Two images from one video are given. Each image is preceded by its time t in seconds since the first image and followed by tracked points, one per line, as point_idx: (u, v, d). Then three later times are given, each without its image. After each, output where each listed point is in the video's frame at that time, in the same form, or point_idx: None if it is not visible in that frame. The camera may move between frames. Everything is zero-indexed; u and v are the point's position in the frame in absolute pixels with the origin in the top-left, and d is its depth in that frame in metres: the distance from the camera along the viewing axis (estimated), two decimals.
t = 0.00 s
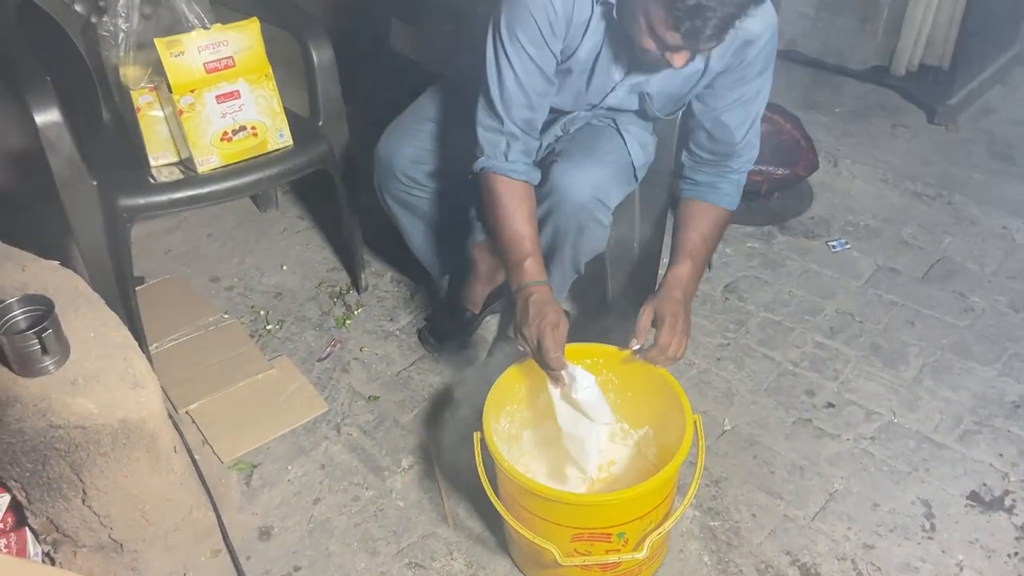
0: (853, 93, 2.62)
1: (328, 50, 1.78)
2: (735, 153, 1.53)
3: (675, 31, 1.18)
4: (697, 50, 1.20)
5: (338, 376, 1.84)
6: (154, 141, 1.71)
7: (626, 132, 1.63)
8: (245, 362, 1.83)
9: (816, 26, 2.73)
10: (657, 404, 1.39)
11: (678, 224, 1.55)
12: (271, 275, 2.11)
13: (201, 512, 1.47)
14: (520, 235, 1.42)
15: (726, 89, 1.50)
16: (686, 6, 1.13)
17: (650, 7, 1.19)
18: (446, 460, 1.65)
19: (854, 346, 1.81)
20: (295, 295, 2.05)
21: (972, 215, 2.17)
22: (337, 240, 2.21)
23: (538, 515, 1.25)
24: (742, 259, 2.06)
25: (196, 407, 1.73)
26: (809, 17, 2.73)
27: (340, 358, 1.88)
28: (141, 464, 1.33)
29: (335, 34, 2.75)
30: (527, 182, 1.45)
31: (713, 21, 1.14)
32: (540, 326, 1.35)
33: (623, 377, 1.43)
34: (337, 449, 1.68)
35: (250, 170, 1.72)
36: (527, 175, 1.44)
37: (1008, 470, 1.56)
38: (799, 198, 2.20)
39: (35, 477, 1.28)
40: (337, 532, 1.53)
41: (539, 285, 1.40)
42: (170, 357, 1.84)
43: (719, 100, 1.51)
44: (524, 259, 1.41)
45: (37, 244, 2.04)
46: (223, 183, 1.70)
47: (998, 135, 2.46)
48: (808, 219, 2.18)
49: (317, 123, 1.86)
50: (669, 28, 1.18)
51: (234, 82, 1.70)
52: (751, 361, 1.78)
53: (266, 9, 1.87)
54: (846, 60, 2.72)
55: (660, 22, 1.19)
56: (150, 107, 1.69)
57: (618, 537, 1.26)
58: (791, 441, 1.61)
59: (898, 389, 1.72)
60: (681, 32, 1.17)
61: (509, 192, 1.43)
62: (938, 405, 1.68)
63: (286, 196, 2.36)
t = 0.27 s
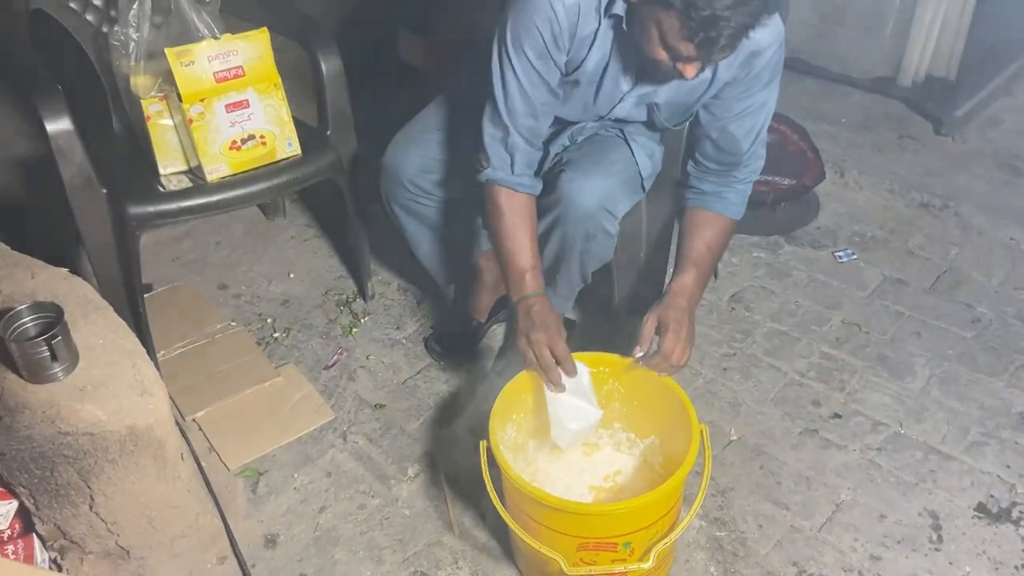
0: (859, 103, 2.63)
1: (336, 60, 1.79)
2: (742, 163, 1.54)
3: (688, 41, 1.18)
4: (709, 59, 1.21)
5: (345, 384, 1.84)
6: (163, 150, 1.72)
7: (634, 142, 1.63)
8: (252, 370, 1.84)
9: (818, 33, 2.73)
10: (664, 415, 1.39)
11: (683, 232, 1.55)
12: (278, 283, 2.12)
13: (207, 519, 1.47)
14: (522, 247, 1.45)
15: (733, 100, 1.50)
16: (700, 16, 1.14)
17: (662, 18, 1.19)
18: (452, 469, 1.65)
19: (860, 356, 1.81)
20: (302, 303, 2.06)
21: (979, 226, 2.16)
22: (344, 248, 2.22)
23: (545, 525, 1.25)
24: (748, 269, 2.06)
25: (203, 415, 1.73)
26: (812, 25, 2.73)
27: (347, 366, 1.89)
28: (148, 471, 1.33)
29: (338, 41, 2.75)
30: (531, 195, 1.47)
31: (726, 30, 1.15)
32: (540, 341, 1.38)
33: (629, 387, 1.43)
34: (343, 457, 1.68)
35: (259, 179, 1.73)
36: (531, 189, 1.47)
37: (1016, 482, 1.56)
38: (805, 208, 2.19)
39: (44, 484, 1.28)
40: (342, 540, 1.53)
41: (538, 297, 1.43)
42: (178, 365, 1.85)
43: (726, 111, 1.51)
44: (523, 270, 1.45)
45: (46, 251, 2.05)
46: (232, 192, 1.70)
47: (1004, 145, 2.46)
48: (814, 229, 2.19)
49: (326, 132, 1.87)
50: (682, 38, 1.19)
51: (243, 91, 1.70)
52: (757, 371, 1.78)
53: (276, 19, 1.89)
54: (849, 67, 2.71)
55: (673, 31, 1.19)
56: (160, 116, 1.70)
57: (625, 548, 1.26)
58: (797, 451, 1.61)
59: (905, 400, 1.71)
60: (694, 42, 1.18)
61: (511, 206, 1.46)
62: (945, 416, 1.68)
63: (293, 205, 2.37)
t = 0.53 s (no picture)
0: (863, 114, 2.63)
1: (343, 69, 1.81)
2: (743, 172, 1.55)
3: (688, 46, 1.18)
4: (709, 65, 1.21)
5: (350, 392, 1.84)
6: (171, 158, 1.73)
7: (637, 151, 1.64)
8: (257, 377, 1.84)
9: (822, 43, 2.74)
10: (668, 423, 1.40)
11: (687, 241, 1.55)
12: (284, 290, 2.13)
13: (212, 525, 1.47)
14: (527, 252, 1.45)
15: (735, 109, 1.52)
16: (699, 21, 1.14)
17: (663, 24, 1.20)
18: (456, 476, 1.65)
19: (865, 366, 1.81)
20: (308, 310, 2.06)
21: (984, 236, 2.16)
22: (350, 256, 2.23)
23: (548, 533, 1.25)
24: (753, 278, 2.06)
25: (209, 422, 1.74)
26: (815, 36, 2.74)
27: (352, 373, 1.89)
28: (154, 477, 1.34)
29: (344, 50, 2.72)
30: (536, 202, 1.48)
31: (727, 36, 1.15)
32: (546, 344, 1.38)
33: (634, 396, 1.43)
34: (348, 464, 1.69)
35: (267, 187, 1.74)
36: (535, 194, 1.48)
37: (1021, 493, 1.55)
38: (810, 219, 2.17)
39: (50, 490, 1.29)
40: (347, 547, 1.54)
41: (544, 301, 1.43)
42: (183, 372, 1.85)
43: (728, 120, 1.53)
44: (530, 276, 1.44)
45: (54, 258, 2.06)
46: (240, 199, 1.71)
47: (1009, 156, 2.46)
48: (819, 239, 2.19)
49: (332, 140, 1.88)
50: (681, 43, 1.19)
51: (251, 100, 1.72)
52: (762, 381, 1.78)
53: (283, 29, 1.90)
54: (852, 75, 2.72)
55: (672, 37, 1.20)
56: (168, 124, 1.72)
57: (629, 556, 1.26)
58: (802, 461, 1.61)
59: (910, 411, 1.71)
60: (693, 48, 1.18)
61: (516, 211, 1.47)
62: (950, 426, 1.68)
63: (300, 213, 2.38)
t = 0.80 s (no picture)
0: (867, 124, 2.64)
1: (349, 78, 1.82)
2: (746, 178, 1.55)
3: (686, 50, 1.19)
4: (708, 70, 1.21)
5: (354, 399, 1.85)
6: (179, 166, 1.74)
7: (640, 159, 1.65)
8: (263, 383, 1.85)
9: (824, 56, 2.67)
10: (672, 431, 1.40)
11: (691, 245, 1.55)
12: (289, 297, 2.14)
13: (217, 532, 1.48)
14: (532, 241, 1.46)
15: (738, 116, 1.52)
16: (697, 25, 1.14)
17: (661, 29, 1.21)
18: (460, 484, 1.66)
19: (869, 376, 1.81)
20: (313, 317, 2.07)
21: (988, 246, 2.17)
22: (355, 264, 2.24)
23: (552, 541, 1.25)
24: (756, 287, 2.06)
25: (214, 428, 1.75)
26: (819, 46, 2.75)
27: (356, 380, 1.90)
28: (160, 483, 1.34)
29: (349, 59, 2.77)
30: (539, 191, 1.49)
31: (724, 40, 1.15)
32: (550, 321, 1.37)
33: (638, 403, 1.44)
34: (352, 471, 1.69)
35: (273, 194, 1.75)
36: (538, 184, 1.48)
37: None
38: (813, 228, 2.18)
39: (57, 495, 1.29)
40: (351, 554, 1.54)
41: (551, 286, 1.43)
42: (190, 378, 1.86)
43: (732, 127, 1.53)
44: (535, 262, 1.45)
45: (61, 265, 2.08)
46: (247, 207, 1.72)
47: (1013, 166, 2.47)
48: (822, 248, 2.19)
49: (338, 149, 1.90)
50: (680, 47, 1.20)
51: (258, 108, 1.73)
52: (766, 390, 1.78)
53: (290, 38, 1.92)
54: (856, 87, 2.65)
55: (670, 41, 1.20)
56: (176, 133, 1.73)
57: (632, 564, 1.26)
58: (805, 470, 1.61)
59: (913, 420, 1.71)
60: (692, 51, 1.18)
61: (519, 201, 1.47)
62: (954, 436, 1.68)
63: (305, 220, 2.39)
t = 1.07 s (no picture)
0: (870, 133, 2.64)
1: (355, 87, 1.83)
2: (749, 182, 1.56)
3: (682, 52, 1.20)
4: (703, 72, 1.22)
5: (358, 406, 1.86)
6: (185, 174, 1.76)
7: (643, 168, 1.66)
8: (267, 390, 1.86)
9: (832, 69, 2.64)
10: (675, 439, 1.40)
11: (694, 250, 1.56)
12: (294, 304, 2.15)
13: (222, 537, 1.48)
14: (529, 252, 1.47)
15: (739, 121, 1.53)
16: (692, 27, 1.15)
17: (657, 31, 1.22)
18: (463, 490, 1.66)
19: (872, 384, 1.82)
20: (317, 324, 2.08)
21: (991, 255, 2.17)
22: (359, 271, 2.25)
23: (555, 546, 1.26)
24: (759, 295, 2.07)
25: (219, 434, 1.75)
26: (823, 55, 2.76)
27: (361, 387, 1.90)
28: (165, 488, 1.35)
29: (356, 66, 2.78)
30: (539, 205, 1.50)
31: (719, 41, 1.16)
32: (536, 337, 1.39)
33: (641, 411, 1.44)
34: (356, 477, 1.70)
35: (279, 202, 1.76)
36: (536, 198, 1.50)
37: None
38: (815, 237, 2.19)
39: (63, 499, 1.30)
40: (355, 560, 1.54)
41: (544, 299, 1.44)
42: (195, 384, 1.87)
43: (733, 132, 1.54)
44: (529, 275, 1.46)
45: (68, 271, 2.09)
46: (253, 214, 1.74)
47: (1016, 176, 2.47)
48: (825, 256, 2.20)
49: (344, 156, 1.91)
50: (676, 49, 1.21)
51: (265, 117, 1.75)
52: (769, 398, 1.79)
53: (297, 46, 1.93)
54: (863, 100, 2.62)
55: (666, 43, 1.22)
56: (184, 140, 1.74)
57: (634, 570, 1.26)
58: (808, 478, 1.62)
59: (916, 429, 1.72)
60: (687, 53, 1.19)
61: (519, 213, 1.48)
62: (957, 444, 1.68)
63: (310, 228, 2.41)
